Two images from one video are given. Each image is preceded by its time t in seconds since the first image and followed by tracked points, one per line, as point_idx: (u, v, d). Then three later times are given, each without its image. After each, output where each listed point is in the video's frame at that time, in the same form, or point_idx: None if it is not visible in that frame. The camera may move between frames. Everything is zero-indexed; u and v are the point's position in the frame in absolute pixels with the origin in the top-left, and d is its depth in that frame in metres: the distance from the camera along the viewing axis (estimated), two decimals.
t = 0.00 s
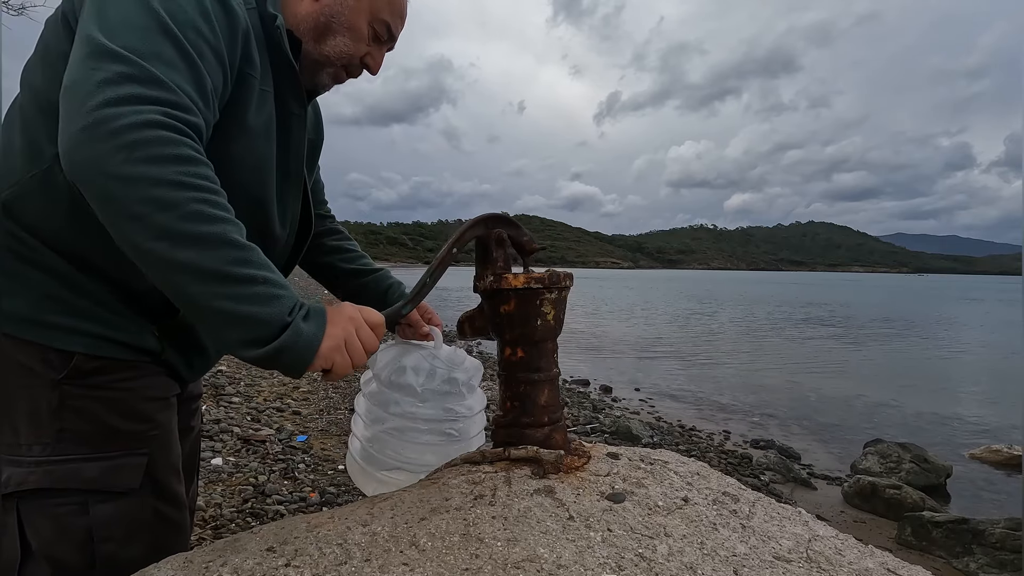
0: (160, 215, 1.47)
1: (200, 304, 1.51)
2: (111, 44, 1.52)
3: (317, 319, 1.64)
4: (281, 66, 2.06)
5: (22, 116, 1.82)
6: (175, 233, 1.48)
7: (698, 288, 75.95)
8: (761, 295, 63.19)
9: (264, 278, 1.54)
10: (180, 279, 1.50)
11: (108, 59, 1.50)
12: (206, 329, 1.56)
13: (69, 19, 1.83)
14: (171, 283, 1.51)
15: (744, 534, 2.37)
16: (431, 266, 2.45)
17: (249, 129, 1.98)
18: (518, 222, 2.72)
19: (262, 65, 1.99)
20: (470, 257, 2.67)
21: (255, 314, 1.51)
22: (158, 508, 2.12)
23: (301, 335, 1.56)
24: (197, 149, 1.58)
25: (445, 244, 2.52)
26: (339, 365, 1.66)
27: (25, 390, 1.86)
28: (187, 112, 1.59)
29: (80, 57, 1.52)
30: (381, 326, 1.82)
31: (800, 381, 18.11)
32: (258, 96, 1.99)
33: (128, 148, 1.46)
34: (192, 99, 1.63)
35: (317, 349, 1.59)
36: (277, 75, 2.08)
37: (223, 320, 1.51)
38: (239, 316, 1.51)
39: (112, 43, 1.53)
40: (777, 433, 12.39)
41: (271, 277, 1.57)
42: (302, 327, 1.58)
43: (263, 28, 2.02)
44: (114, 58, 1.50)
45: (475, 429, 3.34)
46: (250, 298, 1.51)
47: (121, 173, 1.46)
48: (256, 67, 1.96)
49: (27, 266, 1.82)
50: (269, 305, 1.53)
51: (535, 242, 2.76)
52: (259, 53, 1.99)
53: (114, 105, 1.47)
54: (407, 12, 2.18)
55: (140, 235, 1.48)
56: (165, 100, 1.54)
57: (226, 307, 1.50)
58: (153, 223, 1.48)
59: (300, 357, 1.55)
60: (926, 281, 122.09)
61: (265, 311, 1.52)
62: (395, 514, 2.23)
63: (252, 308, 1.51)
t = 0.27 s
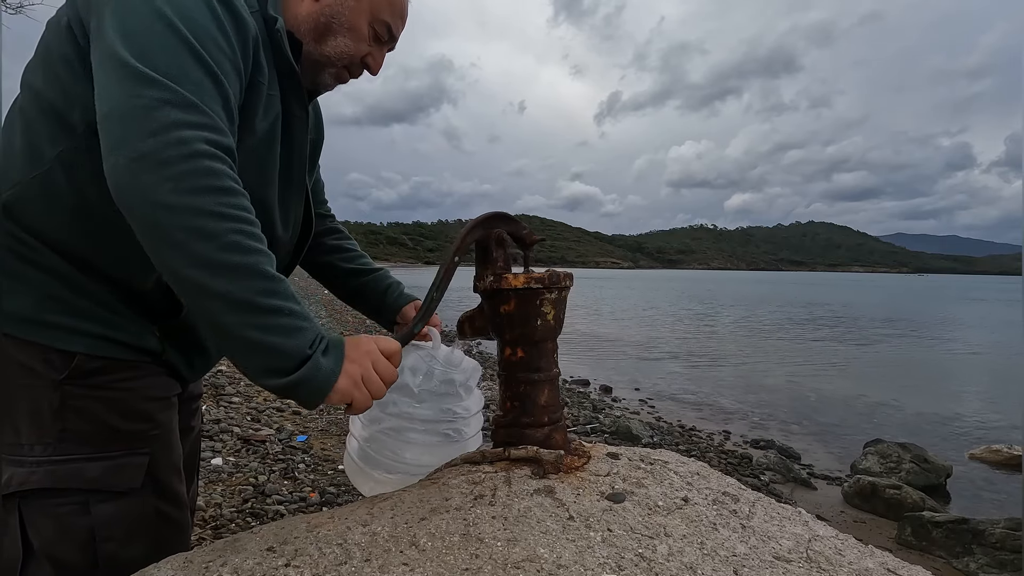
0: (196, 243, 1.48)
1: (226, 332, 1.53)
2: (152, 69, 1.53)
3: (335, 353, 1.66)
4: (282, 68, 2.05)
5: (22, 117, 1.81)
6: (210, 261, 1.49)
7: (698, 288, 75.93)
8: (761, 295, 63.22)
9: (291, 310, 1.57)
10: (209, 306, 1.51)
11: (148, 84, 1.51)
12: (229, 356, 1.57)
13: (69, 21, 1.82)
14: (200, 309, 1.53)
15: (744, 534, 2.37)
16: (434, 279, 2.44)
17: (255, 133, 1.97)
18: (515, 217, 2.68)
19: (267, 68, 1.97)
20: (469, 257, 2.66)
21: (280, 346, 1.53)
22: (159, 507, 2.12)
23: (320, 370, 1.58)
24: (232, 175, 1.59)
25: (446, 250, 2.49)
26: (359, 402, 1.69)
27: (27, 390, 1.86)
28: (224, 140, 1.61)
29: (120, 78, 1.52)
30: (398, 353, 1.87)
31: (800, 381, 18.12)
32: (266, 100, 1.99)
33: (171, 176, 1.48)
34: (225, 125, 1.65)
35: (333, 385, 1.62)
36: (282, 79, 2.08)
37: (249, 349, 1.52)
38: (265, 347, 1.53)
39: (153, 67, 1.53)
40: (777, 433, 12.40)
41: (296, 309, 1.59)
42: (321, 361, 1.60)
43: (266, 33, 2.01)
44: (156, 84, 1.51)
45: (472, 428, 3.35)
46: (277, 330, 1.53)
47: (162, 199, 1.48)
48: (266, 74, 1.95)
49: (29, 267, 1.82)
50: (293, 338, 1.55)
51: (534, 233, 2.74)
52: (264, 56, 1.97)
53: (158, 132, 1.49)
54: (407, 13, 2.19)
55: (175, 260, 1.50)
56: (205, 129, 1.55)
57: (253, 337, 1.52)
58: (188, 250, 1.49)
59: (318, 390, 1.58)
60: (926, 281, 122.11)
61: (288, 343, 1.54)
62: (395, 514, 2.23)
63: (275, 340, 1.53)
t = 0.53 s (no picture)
0: (229, 265, 1.51)
1: (253, 351, 1.56)
2: (185, 90, 1.54)
3: (355, 376, 1.69)
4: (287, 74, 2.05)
5: (21, 119, 1.81)
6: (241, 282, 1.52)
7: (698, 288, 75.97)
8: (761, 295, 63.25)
9: (317, 332, 1.60)
10: (239, 326, 1.54)
11: (182, 107, 1.52)
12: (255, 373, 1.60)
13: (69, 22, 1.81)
14: (229, 328, 1.56)
15: (744, 534, 2.37)
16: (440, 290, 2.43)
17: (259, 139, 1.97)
18: (512, 212, 2.63)
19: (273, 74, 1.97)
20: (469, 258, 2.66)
21: (305, 367, 1.57)
22: (159, 508, 2.13)
23: (339, 391, 1.62)
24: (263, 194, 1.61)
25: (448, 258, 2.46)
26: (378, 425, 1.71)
27: (27, 390, 1.85)
28: (254, 161, 1.62)
29: (152, 99, 1.52)
30: (416, 374, 1.88)
31: (800, 381, 18.12)
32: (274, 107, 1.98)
33: (207, 199, 1.50)
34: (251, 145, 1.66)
35: (351, 409, 1.64)
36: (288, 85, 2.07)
37: (275, 369, 1.56)
38: (291, 368, 1.56)
39: (184, 89, 1.54)
40: (777, 433, 12.40)
41: (320, 330, 1.63)
42: (341, 383, 1.63)
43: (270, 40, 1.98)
44: (189, 107, 1.52)
45: (471, 428, 3.34)
46: (303, 350, 1.57)
47: (197, 221, 1.50)
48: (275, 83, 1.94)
49: (28, 268, 1.82)
50: (317, 359, 1.59)
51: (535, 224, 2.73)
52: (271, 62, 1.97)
53: (194, 155, 1.51)
54: (409, 16, 2.19)
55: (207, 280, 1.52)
56: (237, 151, 1.57)
57: (280, 357, 1.55)
58: (220, 269, 1.51)
59: (338, 411, 1.61)
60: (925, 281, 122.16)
61: (313, 364, 1.58)
62: (395, 514, 2.23)
63: (299, 361, 1.56)
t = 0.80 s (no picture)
0: (248, 274, 1.54)
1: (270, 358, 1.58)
2: (201, 101, 1.55)
3: (367, 385, 1.71)
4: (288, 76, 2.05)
5: (21, 117, 1.83)
6: (260, 291, 1.54)
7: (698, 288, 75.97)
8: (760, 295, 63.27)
9: (332, 340, 1.63)
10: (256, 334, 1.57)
11: (200, 118, 1.53)
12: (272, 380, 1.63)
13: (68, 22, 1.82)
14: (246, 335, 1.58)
15: (744, 534, 2.37)
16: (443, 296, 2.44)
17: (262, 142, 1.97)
18: (511, 208, 2.62)
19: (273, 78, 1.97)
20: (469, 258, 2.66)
21: (321, 375, 1.60)
22: (158, 508, 2.13)
23: (352, 400, 1.65)
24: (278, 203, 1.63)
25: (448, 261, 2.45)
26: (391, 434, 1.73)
27: (26, 391, 1.85)
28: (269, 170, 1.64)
29: (169, 109, 1.53)
30: (428, 385, 1.88)
31: (800, 381, 18.12)
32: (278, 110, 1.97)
33: (227, 210, 1.53)
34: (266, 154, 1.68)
35: (361, 418, 1.67)
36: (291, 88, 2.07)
37: (292, 377, 1.59)
38: (308, 375, 1.59)
39: (200, 99, 1.55)
40: (777, 433, 12.40)
41: (335, 339, 1.65)
42: (354, 391, 1.66)
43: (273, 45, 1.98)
44: (206, 118, 1.53)
45: (471, 429, 3.33)
46: (319, 358, 1.60)
47: (216, 231, 1.52)
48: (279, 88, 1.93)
49: (28, 269, 1.82)
50: (332, 367, 1.62)
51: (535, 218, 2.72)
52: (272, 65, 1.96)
53: (213, 166, 1.53)
54: (410, 17, 2.19)
55: (226, 289, 1.55)
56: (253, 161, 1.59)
57: (297, 365, 1.58)
58: (239, 278, 1.54)
59: (350, 419, 1.64)
60: (925, 282, 122.18)
61: (328, 371, 1.61)
62: (395, 514, 2.23)
63: (315, 369, 1.59)
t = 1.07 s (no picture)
0: (246, 278, 1.54)
1: (270, 360, 1.59)
2: (197, 105, 1.55)
3: (368, 384, 1.71)
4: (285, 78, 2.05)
5: (14, 118, 1.83)
6: (256, 295, 1.54)
7: (698, 288, 75.97)
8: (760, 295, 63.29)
9: (332, 341, 1.63)
10: (257, 337, 1.58)
11: (194, 123, 1.53)
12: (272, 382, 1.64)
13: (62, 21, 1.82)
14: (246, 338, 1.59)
15: (744, 534, 2.37)
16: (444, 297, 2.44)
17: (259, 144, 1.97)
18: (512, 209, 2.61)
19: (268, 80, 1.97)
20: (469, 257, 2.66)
21: (320, 376, 1.61)
22: (156, 509, 2.13)
23: (353, 399, 1.65)
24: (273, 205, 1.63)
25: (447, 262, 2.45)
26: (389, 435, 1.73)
27: (22, 392, 1.85)
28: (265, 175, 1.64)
29: (164, 114, 1.53)
30: (428, 386, 1.87)
31: (801, 381, 18.12)
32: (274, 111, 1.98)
33: (223, 215, 1.53)
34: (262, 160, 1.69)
35: (362, 418, 1.68)
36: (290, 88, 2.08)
37: (292, 377, 1.60)
38: (307, 376, 1.60)
39: (193, 103, 1.55)
40: (777, 433, 12.41)
41: (334, 339, 1.66)
42: (355, 390, 1.67)
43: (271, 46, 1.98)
44: (199, 121, 1.53)
45: (471, 429, 3.33)
46: (318, 359, 1.60)
47: (212, 236, 1.52)
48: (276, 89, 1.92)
49: (24, 270, 1.82)
50: (332, 368, 1.62)
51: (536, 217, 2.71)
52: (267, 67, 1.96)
53: (208, 171, 1.53)
54: (407, 15, 2.19)
55: (223, 293, 1.55)
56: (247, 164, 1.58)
57: (296, 366, 1.59)
58: (235, 281, 1.54)
59: (351, 419, 1.65)
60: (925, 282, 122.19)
61: (328, 372, 1.62)
62: (395, 514, 2.23)
63: (315, 370, 1.60)
